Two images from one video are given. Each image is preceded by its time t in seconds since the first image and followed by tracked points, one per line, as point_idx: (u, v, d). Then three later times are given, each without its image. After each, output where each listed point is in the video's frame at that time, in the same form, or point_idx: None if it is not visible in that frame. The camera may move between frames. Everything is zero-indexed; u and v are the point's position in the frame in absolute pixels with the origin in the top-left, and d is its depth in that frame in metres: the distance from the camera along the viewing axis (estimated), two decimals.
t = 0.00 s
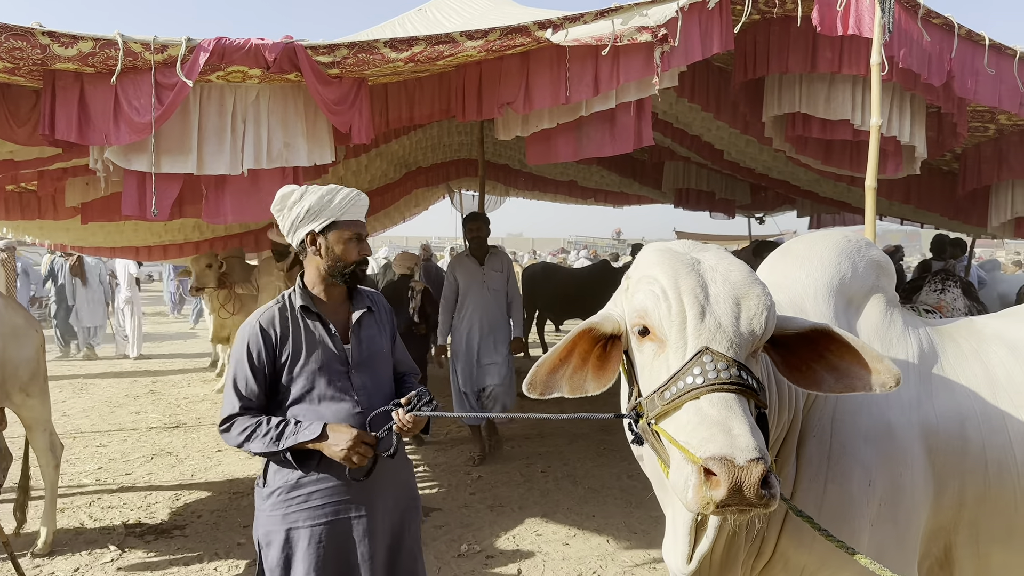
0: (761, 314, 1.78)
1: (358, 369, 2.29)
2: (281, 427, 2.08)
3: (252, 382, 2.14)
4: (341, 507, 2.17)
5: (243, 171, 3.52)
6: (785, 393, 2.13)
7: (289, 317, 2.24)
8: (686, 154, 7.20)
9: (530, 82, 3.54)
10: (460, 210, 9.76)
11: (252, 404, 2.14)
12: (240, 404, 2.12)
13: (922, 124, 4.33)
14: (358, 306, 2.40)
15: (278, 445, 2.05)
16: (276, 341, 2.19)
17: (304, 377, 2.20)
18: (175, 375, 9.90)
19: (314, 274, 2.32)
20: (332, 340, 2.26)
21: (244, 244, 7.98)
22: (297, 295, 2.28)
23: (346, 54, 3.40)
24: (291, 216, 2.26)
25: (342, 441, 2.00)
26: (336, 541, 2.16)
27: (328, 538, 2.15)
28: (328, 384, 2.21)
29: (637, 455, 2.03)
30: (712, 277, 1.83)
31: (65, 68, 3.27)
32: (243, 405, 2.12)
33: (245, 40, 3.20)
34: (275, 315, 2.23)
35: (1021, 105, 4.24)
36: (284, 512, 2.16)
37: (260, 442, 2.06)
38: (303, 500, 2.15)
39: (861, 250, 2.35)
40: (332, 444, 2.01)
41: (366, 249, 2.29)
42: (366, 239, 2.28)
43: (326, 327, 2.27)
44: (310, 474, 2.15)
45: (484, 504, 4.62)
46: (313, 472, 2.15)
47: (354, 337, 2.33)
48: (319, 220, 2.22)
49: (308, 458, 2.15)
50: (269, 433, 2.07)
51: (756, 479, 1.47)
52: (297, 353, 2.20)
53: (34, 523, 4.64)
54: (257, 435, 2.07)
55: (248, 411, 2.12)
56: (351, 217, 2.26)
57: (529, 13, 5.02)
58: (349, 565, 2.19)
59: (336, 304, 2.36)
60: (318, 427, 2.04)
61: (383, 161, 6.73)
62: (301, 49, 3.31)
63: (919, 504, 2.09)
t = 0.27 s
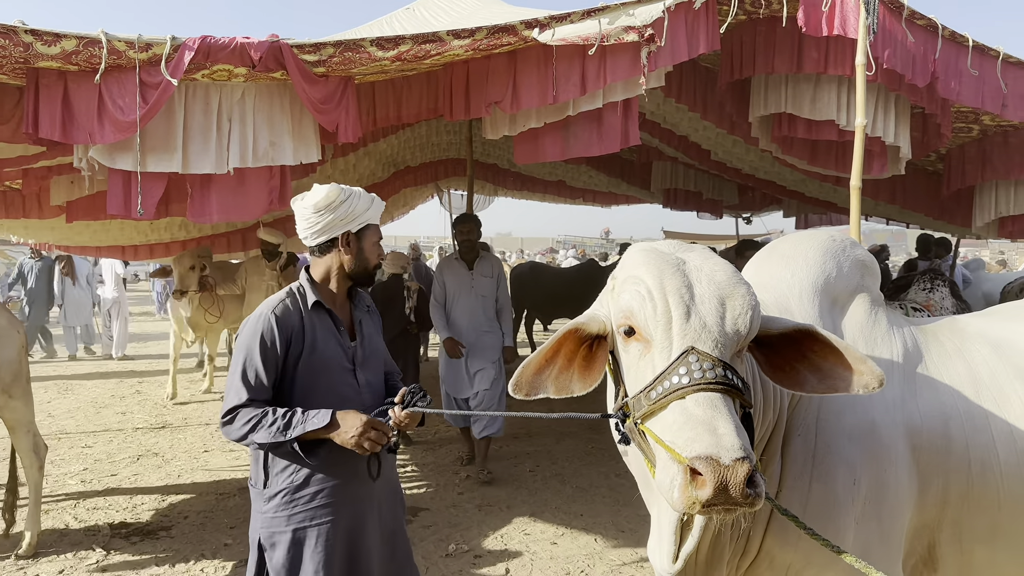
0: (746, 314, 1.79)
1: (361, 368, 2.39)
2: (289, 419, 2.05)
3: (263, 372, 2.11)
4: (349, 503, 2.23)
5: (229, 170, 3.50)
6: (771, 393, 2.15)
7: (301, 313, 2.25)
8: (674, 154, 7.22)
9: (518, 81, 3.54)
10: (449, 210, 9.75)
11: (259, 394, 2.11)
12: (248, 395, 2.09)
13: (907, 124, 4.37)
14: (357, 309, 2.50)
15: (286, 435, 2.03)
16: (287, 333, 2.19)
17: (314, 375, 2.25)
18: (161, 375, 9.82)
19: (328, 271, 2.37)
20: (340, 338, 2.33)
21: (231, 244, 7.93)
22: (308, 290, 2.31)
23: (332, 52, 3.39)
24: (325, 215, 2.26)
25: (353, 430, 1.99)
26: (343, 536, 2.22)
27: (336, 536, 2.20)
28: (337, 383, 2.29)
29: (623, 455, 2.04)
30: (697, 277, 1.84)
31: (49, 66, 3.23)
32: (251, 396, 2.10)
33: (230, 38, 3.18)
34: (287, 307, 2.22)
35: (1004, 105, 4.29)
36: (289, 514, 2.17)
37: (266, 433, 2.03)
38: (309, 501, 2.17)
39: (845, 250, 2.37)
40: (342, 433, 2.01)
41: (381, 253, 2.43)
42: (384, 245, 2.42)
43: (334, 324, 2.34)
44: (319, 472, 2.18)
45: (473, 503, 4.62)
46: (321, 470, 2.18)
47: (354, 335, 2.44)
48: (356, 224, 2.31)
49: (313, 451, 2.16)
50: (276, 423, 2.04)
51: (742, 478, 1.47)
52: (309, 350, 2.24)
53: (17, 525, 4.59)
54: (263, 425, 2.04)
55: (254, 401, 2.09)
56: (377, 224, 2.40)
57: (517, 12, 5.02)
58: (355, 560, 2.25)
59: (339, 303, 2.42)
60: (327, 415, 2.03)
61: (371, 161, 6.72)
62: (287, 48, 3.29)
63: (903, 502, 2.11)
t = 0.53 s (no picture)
0: (737, 309, 1.80)
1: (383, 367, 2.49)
2: (327, 411, 2.10)
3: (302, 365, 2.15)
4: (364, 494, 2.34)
5: (216, 168, 3.48)
6: (762, 391, 2.15)
7: (334, 309, 2.32)
8: (663, 154, 7.25)
9: (506, 80, 3.54)
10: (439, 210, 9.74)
11: (295, 387, 2.15)
12: (286, 387, 2.13)
13: (895, 124, 4.40)
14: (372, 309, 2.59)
15: (326, 428, 2.07)
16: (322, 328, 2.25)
17: (344, 370, 2.33)
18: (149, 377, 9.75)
19: (357, 268, 2.42)
20: (365, 335, 2.42)
21: (220, 244, 7.89)
22: (339, 288, 2.37)
23: (320, 51, 3.37)
24: (367, 219, 2.32)
25: (393, 423, 2.02)
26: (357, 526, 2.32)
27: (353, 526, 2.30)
28: (364, 379, 2.36)
29: (615, 451, 2.04)
30: (688, 274, 1.85)
31: (34, 63, 3.20)
32: (289, 389, 2.13)
33: (217, 35, 3.16)
34: (322, 301, 2.28)
35: (990, 106, 4.33)
36: (309, 507, 2.22)
37: (306, 426, 2.07)
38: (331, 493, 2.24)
39: (834, 249, 2.38)
40: (381, 425, 2.05)
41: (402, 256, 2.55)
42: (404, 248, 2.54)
43: (358, 320, 2.43)
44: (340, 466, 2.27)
45: (463, 504, 4.61)
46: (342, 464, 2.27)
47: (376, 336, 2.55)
48: (389, 228, 2.40)
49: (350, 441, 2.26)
50: (315, 416, 2.08)
51: (734, 473, 1.48)
52: (340, 345, 2.32)
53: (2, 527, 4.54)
54: (302, 418, 2.08)
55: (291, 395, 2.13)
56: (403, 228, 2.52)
57: (506, 12, 5.01)
58: (367, 548, 2.35)
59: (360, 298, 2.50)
60: (366, 410, 2.06)
61: (360, 161, 6.71)
62: (274, 46, 3.28)
63: (892, 501, 2.12)
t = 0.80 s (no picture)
0: (726, 310, 1.80)
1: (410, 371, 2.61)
2: (371, 401, 2.13)
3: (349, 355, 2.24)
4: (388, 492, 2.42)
5: (203, 169, 3.46)
6: (752, 392, 2.15)
7: (377, 307, 2.43)
8: (653, 156, 7.27)
9: (495, 82, 3.54)
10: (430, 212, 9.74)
11: (341, 377, 2.22)
12: (334, 376, 2.20)
13: (883, 126, 4.43)
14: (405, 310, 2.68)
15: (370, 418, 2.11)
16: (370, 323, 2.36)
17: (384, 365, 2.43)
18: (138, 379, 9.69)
19: (393, 269, 2.54)
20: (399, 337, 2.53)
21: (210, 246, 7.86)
22: (378, 286, 2.49)
23: (307, 51, 3.36)
24: (402, 222, 2.47)
25: (434, 415, 2.04)
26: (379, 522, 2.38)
27: (376, 521, 2.37)
28: (399, 379, 2.48)
29: (605, 454, 2.04)
30: (678, 275, 1.85)
31: (19, 63, 3.17)
32: (335, 377, 2.20)
33: (204, 35, 3.15)
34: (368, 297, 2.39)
35: (977, 108, 4.36)
36: (338, 498, 2.28)
37: (351, 414, 2.12)
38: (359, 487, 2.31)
39: (824, 251, 2.39)
40: (423, 414, 2.06)
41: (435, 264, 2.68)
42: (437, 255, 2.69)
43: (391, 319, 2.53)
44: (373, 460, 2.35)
45: (454, 505, 4.60)
46: (374, 459, 2.35)
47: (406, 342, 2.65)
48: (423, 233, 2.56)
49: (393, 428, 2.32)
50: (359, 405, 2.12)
51: (723, 473, 1.48)
52: (381, 342, 2.41)
53: None
54: (347, 407, 2.13)
55: (337, 384, 2.19)
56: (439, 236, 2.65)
57: (496, 14, 5.02)
58: (385, 545, 2.42)
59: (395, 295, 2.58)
60: (410, 400, 2.09)
61: (351, 162, 6.70)
62: (261, 46, 3.26)
63: (881, 502, 2.12)
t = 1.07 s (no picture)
0: (714, 314, 1.81)
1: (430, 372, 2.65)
2: (391, 395, 2.16)
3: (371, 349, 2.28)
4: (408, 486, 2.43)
5: (192, 171, 3.45)
6: (742, 396, 2.16)
7: (400, 307, 2.47)
8: (646, 159, 7.29)
9: (486, 85, 3.54)
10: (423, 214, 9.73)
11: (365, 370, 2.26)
12: (356, 369, 2.24)
13: (873, 129, 4.45)
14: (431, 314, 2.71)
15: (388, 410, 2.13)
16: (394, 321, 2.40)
17: (405, 362, 2.47)
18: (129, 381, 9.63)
19: (421, 273, 2.55)
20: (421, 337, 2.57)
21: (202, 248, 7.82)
22: (403, 288, 2.53)
23: (297, 53, 3.36)
24: (430, 225, 2.48)
25: (449, 409, 2.06)
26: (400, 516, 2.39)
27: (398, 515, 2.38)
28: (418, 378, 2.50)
29: (595, 458, 2.04)
30: (666, 279, 1.85)
31: (6, 65, 3.15)
32: (357, 370, 2.24)
33: (193, 38, 3.14)
34: (391, 297, 2.44)
35: (965, 112, 4.39)
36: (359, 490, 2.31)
37: (369, 407, 2.14)
38: (378, 483, 2.33)
39: (813, 256, 2.40)
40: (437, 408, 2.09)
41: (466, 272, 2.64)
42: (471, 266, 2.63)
43: (415, 321, 2.57)
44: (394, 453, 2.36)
45: (446, 508, 4.59)
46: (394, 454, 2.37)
47: (429, 343, 2.70)
48: (451, 241, 2.51)
49: (409, 424, 2.33)
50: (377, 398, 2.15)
51: (709, 477, 1.48)
52: (402, 341, 2.45)
53: None
54: (366, 399, 2.15)
55: (359, 377, 2.23)
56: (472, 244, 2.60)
57: (487, 16, 5.02)
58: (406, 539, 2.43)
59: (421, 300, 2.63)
60: (427, 394, 2.12)
61: (343, 164, 6.70)
62: (250, 48, 3.25)
63: (871, 506, 2.13)
